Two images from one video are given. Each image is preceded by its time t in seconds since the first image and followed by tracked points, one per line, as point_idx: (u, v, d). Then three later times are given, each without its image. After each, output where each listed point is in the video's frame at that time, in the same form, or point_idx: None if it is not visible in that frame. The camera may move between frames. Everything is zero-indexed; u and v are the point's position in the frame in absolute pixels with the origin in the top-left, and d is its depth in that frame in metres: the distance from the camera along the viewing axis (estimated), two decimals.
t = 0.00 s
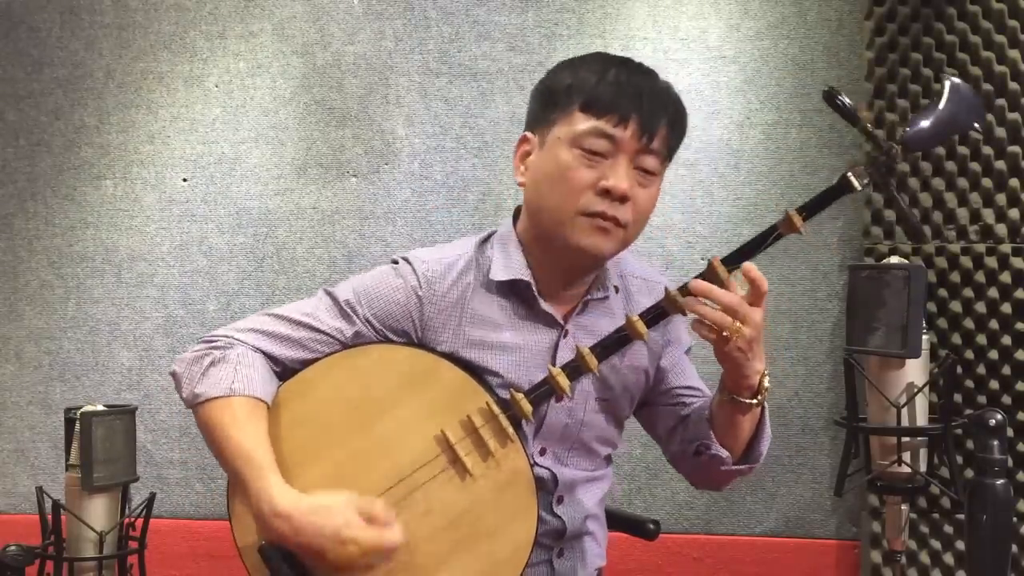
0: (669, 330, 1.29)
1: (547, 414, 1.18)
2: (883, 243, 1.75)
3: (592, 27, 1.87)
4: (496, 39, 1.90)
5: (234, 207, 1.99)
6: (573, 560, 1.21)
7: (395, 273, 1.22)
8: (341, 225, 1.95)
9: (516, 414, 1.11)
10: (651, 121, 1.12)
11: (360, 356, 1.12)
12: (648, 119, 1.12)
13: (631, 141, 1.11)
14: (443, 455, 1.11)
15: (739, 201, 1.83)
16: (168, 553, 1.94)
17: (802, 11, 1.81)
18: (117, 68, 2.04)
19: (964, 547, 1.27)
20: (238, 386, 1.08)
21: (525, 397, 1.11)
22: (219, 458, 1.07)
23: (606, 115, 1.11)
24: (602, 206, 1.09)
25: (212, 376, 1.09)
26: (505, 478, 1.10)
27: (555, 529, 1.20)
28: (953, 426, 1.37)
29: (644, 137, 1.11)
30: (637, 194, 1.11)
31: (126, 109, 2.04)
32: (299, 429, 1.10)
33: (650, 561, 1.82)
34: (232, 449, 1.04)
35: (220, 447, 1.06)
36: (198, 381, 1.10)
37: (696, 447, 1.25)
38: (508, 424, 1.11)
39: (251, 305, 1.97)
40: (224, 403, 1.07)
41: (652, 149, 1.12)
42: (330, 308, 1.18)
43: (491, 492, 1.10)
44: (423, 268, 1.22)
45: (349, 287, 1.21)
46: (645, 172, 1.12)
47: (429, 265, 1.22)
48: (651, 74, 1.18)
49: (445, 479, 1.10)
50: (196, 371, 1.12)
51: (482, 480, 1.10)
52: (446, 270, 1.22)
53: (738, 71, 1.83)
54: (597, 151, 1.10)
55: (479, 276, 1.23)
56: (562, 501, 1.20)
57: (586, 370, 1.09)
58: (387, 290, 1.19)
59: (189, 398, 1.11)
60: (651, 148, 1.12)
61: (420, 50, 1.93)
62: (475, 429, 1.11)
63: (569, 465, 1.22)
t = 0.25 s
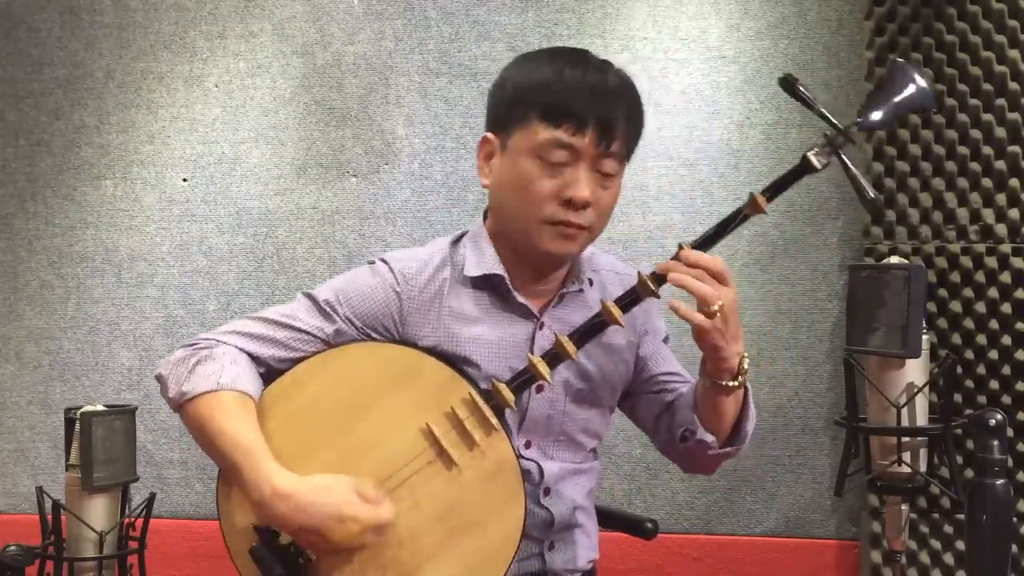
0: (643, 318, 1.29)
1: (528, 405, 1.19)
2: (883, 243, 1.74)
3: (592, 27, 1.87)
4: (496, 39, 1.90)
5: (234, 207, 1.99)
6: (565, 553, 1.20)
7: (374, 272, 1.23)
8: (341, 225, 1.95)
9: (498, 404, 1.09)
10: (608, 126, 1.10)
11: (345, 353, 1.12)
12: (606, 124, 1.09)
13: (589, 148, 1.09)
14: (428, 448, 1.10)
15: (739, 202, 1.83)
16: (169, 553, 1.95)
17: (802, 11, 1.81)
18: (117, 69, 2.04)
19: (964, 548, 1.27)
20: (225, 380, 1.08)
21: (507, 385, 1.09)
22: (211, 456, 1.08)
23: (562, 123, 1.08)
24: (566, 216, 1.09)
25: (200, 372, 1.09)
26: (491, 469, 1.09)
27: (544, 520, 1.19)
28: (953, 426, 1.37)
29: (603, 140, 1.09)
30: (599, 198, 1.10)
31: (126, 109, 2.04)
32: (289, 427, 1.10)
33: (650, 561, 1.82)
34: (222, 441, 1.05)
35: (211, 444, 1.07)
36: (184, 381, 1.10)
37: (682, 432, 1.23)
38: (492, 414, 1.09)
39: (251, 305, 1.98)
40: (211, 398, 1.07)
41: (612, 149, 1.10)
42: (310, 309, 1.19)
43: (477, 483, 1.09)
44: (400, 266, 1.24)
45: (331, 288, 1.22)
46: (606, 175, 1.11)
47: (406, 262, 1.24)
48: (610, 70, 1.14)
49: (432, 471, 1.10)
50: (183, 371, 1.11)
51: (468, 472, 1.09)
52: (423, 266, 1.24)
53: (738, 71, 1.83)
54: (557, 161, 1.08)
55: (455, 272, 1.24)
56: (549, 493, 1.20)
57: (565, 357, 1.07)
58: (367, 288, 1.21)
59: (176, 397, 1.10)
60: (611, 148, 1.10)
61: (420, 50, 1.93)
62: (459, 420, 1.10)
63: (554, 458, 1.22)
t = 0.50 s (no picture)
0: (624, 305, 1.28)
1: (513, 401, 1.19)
2: (883, 243, 1.74)
3: (592, 27, 1.87)
4: (496, 39, 1.90)
5: (234, 207, 1.99)
6: (558, 547, 1.19)
7: (356, 277, 1.23)
8: (341, 225, 1.95)
9: (482, 400, 1.10)
10: (533, 142, 1.04)
11: (328, 357, 1.13)
12: (530, 140, 1.04)
13: (516, 168, 1.04)
14: (415, 446, 1.11)
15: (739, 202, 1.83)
16: (169, 553, 1.95)
17: (802, 11, 1.81)
18: (117, 68, 2.04)
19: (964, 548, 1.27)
20: (214, 393, 1.08)
21: (490, 380, 1.10)
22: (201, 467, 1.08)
23: (483, 148, 1.04)
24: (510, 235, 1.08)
25: (188, 384, 1.09)
26: (478, 464, 1.10)
27: (534, 515, 1.18)
28: (953, 426, 1.37)
29: (529, 153, 1.04)
30: (541, 210, 1.08)
31: (126, 109, 2.04)
32: (275, 434, 1.10)
33: (650, 561, 1.82)
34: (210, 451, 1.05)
35: (199, 455, 1.06)
36: (172, 394, 1.09)
37: (679, 415, 1.22)
38: (476, 410, 1.10)
39: (251, 305, 1.98)
40: (201, 412, 1.07)
41: (541, 158, 1.05)
42: (293, 315, 1.19)
43: (465, 479, 1.10)
44: (381, 270, 1.24)
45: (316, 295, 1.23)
46: (542, 188, 1.07)
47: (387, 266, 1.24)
48: (533, 74, 1.06)
49: (420, 468, 1.10)
50: (171, 384, 1.10)
51: (456, 467, 1.10)
52: (404, 270, 1.24)
53: (738, 71, 1.83)
54: (486, 185, 1.06)
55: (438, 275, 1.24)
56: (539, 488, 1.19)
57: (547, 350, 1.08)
58: (350, 293, 1.21)
59: (164, 411, 1.10)
60: (541, 158, 1.05)
61: (420, 50, 1.93)
62: (444, 417, 1.11)
63: (543, 453, 1.22)
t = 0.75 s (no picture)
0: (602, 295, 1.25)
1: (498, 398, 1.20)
2: (883, 243, 1.74)
3: (592, 27, 1.87)
4: (496, 39, 1.90)
5: (234, 207, 1.99)
6: (550, 544, 1.18)
7: (334, 279, 1.24)
8: (341, 226, 1.95)
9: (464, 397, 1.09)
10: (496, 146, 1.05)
11: (309, 360, 1.11)
12: (493, 145, 1.05)
13: (479, 174, 1.05)
14: (399, 446, 1.10)
15: (739, 201, 1.82)
16: (169, 553, 1.95)
17: (802, 11, 1.81)
18: (117, 68, 2.04)
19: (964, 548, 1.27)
20: (197, 387, 1.10)
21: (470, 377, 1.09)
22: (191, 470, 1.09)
23: (448, 155, 1.06)
24: (476, 242, 1.07)
25: (172, 383, 1.11)
26: (462, 462, 1.09)
27: (523, 511, 1.18)
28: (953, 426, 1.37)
29: (493, 159, 1.05)
30: (508, 216, 1.07)
31: (126, 109, 2.04)
32: (259, 438, 1.09)
33: (650, 561, 1.82)
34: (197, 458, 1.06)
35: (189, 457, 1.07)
36: (158, 392, 1.11)
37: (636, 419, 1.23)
38: (457, 407, 1.09)
39: (251, 305, 1.98)
40: (186, 405, 1.08)
41: (506, 164, 1.05)
42: (271, 318, 1.20)
43: (450, 477, 1.08)
44: (358, 271, 1.24)
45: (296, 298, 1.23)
46: (508, 194, 1.06)
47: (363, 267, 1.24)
48: (498, 79, 1.08)
49: (404, 468, 1.09)
50: (157, 385, 1.12)
51: (440, 466, 1.09)
52: (381, 271, 1.24)
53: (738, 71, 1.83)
54: (451, 191, 1.06)
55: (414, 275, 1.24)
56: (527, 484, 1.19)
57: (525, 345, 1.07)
58: (327, 294, 1.21)
59: (151, 412, 1.11)
60: (505, 164, 1.05)
61: (420, 50, 1.93)
62: (426, 416, 1.10)
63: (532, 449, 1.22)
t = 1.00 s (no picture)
0: (596, 304, 1.29)
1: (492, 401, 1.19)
2: (883, 243, 1.74)
3: (592, 27, 1.87)
4: (496, 39, 1.90)
5: (234, 207, 1.99)
6: (544, 545, 1.18)
7: (329, 281, 1.23)
8: (341, 225, 1.95)
9: (454, 401, 1.10)
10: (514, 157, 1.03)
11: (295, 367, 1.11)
12: (510, 156, 1.03)
13: (491, 188, 1.03)
14: (388, 451, 1.10)
15: (739, 201, 1.82)
16: (169, 552, 1.95)
17: (802, 11, 1.81)
18: (117, 69, 2.04)
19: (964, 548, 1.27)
20: (185, 405, 1.08)
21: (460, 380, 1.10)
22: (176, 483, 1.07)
23: (462, 165, 1.03)
24: (479, 253, 1.07)
25: (160, 399, 1.10)
26: (452, 466, 1.09)
27: (517, 513, 1.18)
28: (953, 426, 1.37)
29: (506, 175, 1.03)
30: (514, 233, 1.06)
31: (126, 109, 2.04)
32: (250, 448, 1.09)
33: (650, 561, 1.82)
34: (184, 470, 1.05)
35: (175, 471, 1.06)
36: (148, 408, 1.11)
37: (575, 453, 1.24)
38: (447, 410, 1.09)
39: (251, 305, 1.98)
40: (174, 424, 1.08)
41: (519, 182, 1.03)
42: (265, 324, 1.19)
43: (440, 481, 1.08)
44: (353, 274, 1.23)
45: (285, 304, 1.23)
46: (520, 206, 1.05)
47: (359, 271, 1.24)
48: (523, 91, 1.05)
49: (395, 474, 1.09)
50: (147, 399, 1.12)
51: (430, 470, 1.09)
52: (377, 274, 1.24)
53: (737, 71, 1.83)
54: (462, 201, 1.05)
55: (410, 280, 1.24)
56: (520, 486, 1.20)
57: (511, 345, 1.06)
58: (321, 299, 1.21)
59: (142, 426, 1.12)
60: (519, 181, 1.04)
61: (420, 50, 1.93)
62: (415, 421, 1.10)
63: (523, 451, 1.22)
